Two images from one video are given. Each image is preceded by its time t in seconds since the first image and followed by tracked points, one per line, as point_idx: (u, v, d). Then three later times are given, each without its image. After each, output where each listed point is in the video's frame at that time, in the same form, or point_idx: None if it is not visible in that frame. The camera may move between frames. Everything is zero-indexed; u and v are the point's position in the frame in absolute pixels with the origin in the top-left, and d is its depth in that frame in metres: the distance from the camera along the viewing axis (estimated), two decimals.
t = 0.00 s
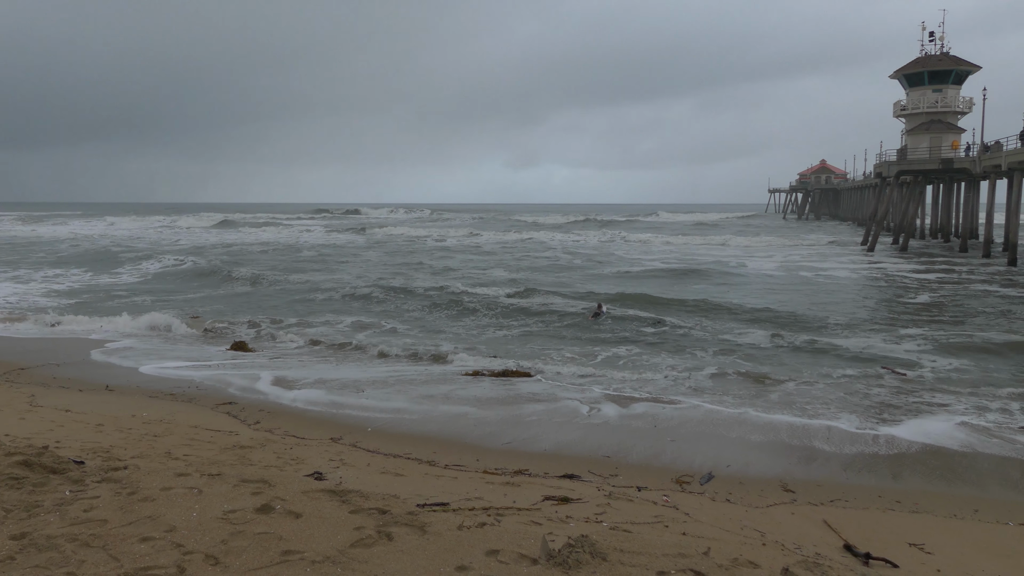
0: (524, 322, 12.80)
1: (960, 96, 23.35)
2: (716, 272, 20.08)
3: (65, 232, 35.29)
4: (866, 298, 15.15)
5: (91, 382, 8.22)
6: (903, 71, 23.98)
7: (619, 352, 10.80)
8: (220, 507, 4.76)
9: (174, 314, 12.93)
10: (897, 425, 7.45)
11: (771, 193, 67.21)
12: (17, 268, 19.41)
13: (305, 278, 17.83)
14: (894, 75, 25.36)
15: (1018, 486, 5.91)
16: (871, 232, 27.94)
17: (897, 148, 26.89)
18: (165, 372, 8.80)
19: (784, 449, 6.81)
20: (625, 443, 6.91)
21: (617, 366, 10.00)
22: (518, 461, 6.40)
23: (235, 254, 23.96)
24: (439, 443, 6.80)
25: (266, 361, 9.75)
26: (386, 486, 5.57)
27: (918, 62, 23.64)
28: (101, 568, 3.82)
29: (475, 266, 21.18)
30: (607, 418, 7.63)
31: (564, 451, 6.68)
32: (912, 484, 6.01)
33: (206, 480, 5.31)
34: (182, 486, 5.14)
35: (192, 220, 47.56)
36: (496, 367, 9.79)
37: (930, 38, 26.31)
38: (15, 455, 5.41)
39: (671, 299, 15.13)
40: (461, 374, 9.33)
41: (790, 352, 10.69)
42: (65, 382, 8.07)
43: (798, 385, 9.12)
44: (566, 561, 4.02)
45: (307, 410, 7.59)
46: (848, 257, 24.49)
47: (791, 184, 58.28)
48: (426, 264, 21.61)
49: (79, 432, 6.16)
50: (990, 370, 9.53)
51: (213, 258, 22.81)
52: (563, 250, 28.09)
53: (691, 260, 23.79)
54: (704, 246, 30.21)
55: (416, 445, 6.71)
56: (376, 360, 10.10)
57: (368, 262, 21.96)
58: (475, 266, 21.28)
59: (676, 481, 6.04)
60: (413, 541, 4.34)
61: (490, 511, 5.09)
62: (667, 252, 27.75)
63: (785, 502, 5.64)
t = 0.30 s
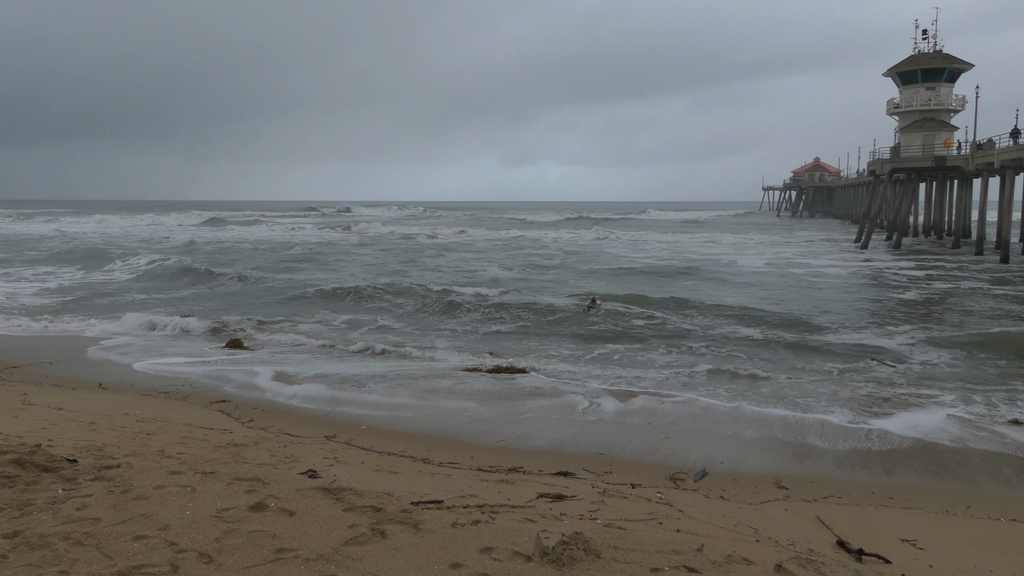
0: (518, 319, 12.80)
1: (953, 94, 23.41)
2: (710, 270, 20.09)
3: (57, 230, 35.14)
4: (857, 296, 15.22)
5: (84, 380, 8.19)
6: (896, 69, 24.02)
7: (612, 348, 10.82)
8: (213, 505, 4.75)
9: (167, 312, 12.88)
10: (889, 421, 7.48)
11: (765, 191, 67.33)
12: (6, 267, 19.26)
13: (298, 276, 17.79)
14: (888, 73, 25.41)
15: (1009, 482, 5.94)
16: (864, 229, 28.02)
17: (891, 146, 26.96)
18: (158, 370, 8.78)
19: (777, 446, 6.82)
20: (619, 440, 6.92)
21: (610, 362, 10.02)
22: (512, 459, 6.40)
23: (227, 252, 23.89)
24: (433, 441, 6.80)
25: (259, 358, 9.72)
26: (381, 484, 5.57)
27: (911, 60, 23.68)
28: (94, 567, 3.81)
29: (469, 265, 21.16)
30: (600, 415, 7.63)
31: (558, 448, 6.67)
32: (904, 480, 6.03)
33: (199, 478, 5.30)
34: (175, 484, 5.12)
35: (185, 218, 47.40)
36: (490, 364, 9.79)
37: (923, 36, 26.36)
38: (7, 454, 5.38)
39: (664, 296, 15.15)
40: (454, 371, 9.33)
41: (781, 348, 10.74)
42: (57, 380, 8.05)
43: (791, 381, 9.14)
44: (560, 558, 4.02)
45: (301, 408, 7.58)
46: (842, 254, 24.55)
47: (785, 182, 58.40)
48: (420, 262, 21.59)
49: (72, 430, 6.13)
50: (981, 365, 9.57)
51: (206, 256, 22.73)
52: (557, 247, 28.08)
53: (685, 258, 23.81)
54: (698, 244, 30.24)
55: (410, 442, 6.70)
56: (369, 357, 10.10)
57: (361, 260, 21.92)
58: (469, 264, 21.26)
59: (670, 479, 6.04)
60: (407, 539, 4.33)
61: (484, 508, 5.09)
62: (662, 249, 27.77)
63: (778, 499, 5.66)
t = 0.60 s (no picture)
0: (513, 316, 12.79)
1: (947, 92, 23.46)
2: (705, 268, 20.11)
3: (51, 229, 34.98)
4: (852, 293, 15.25)
5: (79, 379, 8.18)
6: (891, 67, 24.07)
7: (607, 345, 10.84)
8: (209, 504, 4.74)
9: (161, 312, 12.83)
10: (885, 417, 7.49)
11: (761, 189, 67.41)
12: None
13: (293, 275, 17.78)
14: (882, 72, 25.44)
15: (1003, 478, 5.96)
16: (860, 227, 28.07)
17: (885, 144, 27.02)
18: (154, 369, 8.77)
19: (774, 443, 6.83)
20: (616, 438, 6.92)
21: (605, 359, 10.04)
22: (508, 457, 6.40)
23: (222, 251, 23.84)
24: (429, 440, 6.79)
25: (255, 356, 9.72)
26: (377, 482, 5.56)
27: (906, 59, 23.72)
28: (90, 566, 3.80)
29: (464, 263, 21.13)
30: (597, 414, 7.64)
31: (554, 447, 6.67)
32: (900, 477, 6.05)
33: (195, 478, 5.29)
34: (170, 484, 5.10)
35: (179, 217, 47.28)
36: (486, 361, 9.78)
37: (918, 34, 26.40)
38: (1, 454, 5.35)
39: (659, 294, 15.16)
40: (451, 369, 9.33)
41: (775, 343, 10.77)
42: (52, 380, 8.04)
43: (786, 377, 9.16)
44: (556, 556, 4.02)
45: (298, 407, 7.56)
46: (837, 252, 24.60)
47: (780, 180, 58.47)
48: (415, 260, 21.56)
49: (67, 429, 6.12)
50: (976, 359, 9.60)
51: (200, 255, 22.68)
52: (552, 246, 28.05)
53: (681, 256, 23.82)
54: (694, 242, 30.23)
55: (407, 441, 6.70)
56: (364, 355, 10.10)
57: (355, 259, 21.89)
58: (463, 263, 21.25)
59: (666, 476, 6.05)
60: (403, 537, 4.33)
61: (480, 507, 5.09)
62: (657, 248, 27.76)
63: (774, 496, 5.66)
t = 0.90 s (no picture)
0: (508, 314, 12.79)
1: (942, 91, 23.50)
2: (701, 267, 20.09)
3: (44, 228, 34.81)
4: (847, 292, 15.27)
5: (74, 378, 8.16)
6: (886, 66, 24.11)
7: (602, 343, 10.82)
8: (205, 503, 4.73)
9: (155, 311, 12.77)
10: (880, 415, 7.50)
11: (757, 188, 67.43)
12: None
13: (287, 274, 17.70)
14: (878, 71, 25.48)
15: (998, 476, 5.98)
16: (856, 226, 28.08)
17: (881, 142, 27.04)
18: (149, 368, 8.75)
19: (770, 441, 6.84)
20: (612, 436, 6.92)
21: (601, 357, 10.03)
22: (504, 456, 6.41)
23: (217, 250, 23.79)
24: (426, 439, 6.79)
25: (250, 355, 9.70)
26: (372, 481, 5.56)
27: (901, 58, 23.76)
28: (86, 565, 3.80)
29: (459, 262, 21.08)
30: (594, 413, 7.64)
31: (551, 445, 6.68)
32: (895, 475, 6.06)
33: (191, 476, 5.28)
34: (166, 483, 5.10)
35: (173, 215, 47.16)
36: (482, 360, 9.77)
37: (913, 33, 26.45)
38: None
39: (654, 293, 15.14)
40: (447, 368, 9.34)
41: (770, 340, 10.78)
42: (48, 379, 8.02)
43: (781, 375, 9.17)
44: (552, 555, 4.02)
45: (294, 406, 7.56)
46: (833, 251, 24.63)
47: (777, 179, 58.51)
48: (409, 260, 21.50)
49: (63, 428, 6.11)
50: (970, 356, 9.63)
51: (195, 253, 22.63)
52: (548, 245, 27.99)
53: (677, 255, 23.78)
54: (690, 241, 30.18)
55: (403, 440, 6.70)
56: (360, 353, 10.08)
57: (350, 258, 21.81)
58: (459, 262, 21.25)
59: (662, 475, 6.05)
60: (400, 536, 4.33)
61: (476, 505, 5.10)
62: (654, 247, 27.72)
63: (770, 495, 5.67)
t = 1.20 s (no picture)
0: (504, 313, 12.79)
1: (939, 91, 23.53)
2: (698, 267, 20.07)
3: (39, 228, 34.69)
4: (843, 292, 15.29)
5: (70, 378, 8.14)
6: (883, 66, 24.13)
7: (599, 344, 10.82)
8: (202, 504, 4.73)
9: (150, 312, 12.73)
10: (877, 414, 7.52)
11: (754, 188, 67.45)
12: None
13: (282, 274, 17.66)
14: (874, 70, 25.51)
15: (994, 475, 5.99)
16: (853, 225, 28.09)
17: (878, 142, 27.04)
18: (145, 368, 8.74)
19: (767, 441, 6.85)
20: (610, 436, 6.92)
21: (598, 357, 10.02)
22: (502, 455, 6.41)
23: (213, 250, 23.77)
24: (424, 438, 6.79)
25: (248, 355, 9.69)
26: (370, 481, 5.55)
27: (897, 58, 23.78)
28: (83, 565, 3.79)
29: (455, 262, 21.04)
30: (591, 412, 7.64)
31: (549, 445, 6.68)
32: (892, 475, 6.07)
33: (189, 476, 5.27)
34: (163, 483, 5.09)
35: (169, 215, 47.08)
36: (479, 360, 9.77)
37: (909, 33, 26.49)
38: None
39: (651, 293, 15.11)
40: (445, 368, 9.34)
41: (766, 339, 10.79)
42: (46, 379, 8.03)
43: (778, 374, 9.17)
44: (550, 555, 4.02)
45: (291, 405, 7.56)
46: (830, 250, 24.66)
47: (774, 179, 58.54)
48: (405, 260, 21.46)
49: (60, 428, 6.10)
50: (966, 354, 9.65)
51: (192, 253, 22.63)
52: (545, 245, 27.95)
53: (674, 255, 23.75)
54: (688, 241, 30.16)
55: (401, 440, 6.69)
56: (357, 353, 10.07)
57: (346, 258, 21.76)
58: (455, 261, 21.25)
59: (660, 475, 6.05)
60: (397, 536, 4.33)
61: (473, 505, 5.10)
62: (651, 246, 27.70)
63: (768, 494, 5.68)
